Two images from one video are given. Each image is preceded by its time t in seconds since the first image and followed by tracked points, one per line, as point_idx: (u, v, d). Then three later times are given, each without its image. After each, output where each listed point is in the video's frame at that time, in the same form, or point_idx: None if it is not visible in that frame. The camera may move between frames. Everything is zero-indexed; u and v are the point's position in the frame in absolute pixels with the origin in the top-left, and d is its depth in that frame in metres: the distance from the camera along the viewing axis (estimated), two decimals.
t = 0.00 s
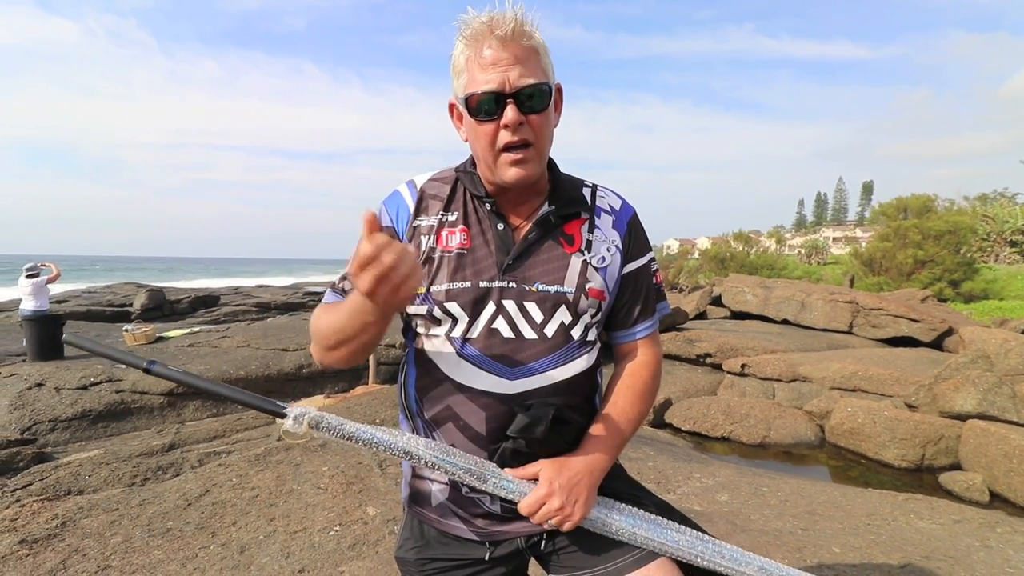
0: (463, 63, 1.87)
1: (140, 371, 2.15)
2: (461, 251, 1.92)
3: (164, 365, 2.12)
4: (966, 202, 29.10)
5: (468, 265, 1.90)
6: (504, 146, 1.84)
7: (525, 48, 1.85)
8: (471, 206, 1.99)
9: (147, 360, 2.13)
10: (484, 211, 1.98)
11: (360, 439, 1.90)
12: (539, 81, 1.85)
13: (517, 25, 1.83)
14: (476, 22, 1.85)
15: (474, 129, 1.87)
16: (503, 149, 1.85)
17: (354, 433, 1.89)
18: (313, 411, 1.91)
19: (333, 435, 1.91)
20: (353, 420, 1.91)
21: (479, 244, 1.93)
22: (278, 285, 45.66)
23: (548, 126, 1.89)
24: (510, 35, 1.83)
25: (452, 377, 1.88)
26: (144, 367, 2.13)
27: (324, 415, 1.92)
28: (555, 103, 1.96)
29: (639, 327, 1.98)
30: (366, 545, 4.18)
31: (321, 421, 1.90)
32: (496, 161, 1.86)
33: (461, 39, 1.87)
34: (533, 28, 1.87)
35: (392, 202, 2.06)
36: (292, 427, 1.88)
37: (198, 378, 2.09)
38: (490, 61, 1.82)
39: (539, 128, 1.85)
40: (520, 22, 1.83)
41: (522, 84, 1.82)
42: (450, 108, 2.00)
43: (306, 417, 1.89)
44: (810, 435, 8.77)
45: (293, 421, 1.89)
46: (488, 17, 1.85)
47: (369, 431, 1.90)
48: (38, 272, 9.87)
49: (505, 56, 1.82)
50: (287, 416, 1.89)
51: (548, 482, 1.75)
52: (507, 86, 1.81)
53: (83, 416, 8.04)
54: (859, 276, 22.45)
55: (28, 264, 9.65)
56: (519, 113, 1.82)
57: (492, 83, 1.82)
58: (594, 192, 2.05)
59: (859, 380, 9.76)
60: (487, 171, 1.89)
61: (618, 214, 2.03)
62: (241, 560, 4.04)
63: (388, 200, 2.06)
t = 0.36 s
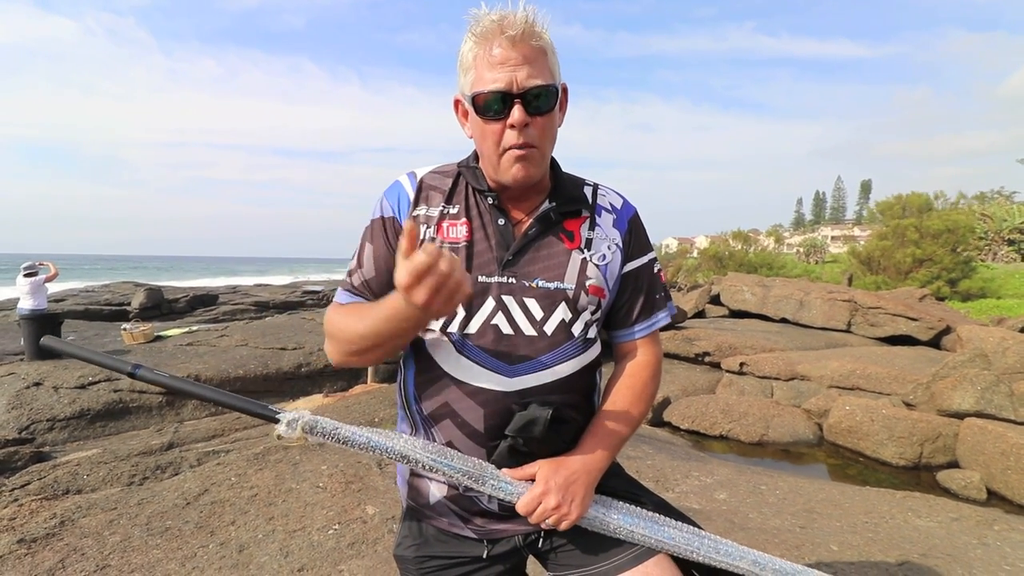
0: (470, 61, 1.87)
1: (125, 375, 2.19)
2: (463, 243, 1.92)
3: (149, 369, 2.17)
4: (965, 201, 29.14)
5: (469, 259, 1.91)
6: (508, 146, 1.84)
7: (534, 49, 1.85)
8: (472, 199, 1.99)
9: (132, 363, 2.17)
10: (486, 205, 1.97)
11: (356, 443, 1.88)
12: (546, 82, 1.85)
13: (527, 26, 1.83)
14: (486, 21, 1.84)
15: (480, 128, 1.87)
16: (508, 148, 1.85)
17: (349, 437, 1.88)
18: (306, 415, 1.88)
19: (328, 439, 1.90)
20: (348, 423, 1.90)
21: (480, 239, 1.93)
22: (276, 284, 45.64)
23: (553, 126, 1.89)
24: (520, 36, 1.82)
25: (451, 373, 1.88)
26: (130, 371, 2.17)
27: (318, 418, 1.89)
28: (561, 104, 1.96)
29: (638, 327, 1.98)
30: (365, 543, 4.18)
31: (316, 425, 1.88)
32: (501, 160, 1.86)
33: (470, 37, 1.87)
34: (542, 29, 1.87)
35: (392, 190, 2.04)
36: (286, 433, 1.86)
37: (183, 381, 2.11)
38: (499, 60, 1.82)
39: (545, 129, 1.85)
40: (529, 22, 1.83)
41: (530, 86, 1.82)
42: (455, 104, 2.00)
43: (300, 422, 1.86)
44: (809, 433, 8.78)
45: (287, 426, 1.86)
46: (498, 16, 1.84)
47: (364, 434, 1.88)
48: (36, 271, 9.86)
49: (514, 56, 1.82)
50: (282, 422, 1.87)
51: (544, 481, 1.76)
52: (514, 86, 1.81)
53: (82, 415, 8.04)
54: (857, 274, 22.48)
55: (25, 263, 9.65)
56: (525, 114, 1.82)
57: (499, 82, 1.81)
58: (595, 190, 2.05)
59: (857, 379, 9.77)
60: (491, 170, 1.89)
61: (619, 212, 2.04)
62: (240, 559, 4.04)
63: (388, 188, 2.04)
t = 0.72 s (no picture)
0: (470, 55, 1.86)
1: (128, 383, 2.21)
2: (472, 250, 1.88)
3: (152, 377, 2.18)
4: (964, 200, 29.14)
5: (478, 266, 1.87)
6: (504, 139, 1.82)
7: (535, 44, 1.83)
8: (476, 204, 1.95)
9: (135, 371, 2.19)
10: (490, 210, 1.94)
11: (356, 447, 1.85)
12: (545, 77, 1.83)
13: (528, 20, 1.82)
14: (487, 15, 1.84)
15: (477, 121, 1.86)
16: (504, 142, 1.83)
17: (350, 440, 1.85)
18: (308, 419, 1.87)
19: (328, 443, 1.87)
20: (349, 428, 1.87)
21: (486, 244, 1.90)
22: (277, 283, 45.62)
23: (552, 123, 1.87)
24: (520, 29, 1.81)
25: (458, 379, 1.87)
26: (133, 380, 2.18)
27: (320, 423, 1.87)
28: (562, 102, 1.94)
29: (640, 327, 1.98)
30: (365, 543, 4.17)
31: (317, 429, 1.85)
32: (498, 155, 1.85)
33: (471, 30, 1.86)
34: (545, 25, 1.85)
35: (395, 194, 1.97)
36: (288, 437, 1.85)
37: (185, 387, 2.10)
38: (497, 53, 1.81)
39: (542, 124, 1.83)
40: (530, 17, 1.82)
41: (528, 79, 1.81)
42: (456, 102, 1.98)
43: (303, 426, 1.85)
44: (809, 432, 8.78)
45: (289, 430, 1.86)
46: (500, 10, 1.84)
47: (365, 439, 1.85)
48: (36, 270, 9.87)
49: (513, 49, 1.81)
50: (283, 427, 1.87)
51: (542, 484, 1.72)
52: (512, 79, 1.80)
53: (81, 414, 8.03)
54: (857, 274, 22.47)
55: (26, 263, 9.66)
56: (522, 107, 1.80)
57: (497, 75, 1.80)
58: (596, 190, 2.04)
59: (857, 378, 9.77)
60: (489, 165, 1.88)
61: (620, 212, 2.03)
62: (239, 558, 4.03)
63: (392, 191, 1.98)
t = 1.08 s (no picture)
0: (476, 56, 1.86)
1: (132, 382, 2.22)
2: (475, 251, 1.87)
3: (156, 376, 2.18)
4: (965, 199, 29.11)
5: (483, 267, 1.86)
6: (509, 141, 1.82)
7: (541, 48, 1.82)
8: (478, 205, 1.94)
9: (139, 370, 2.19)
10: (493, 211, 1.93)
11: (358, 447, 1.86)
12: (551, 80, 1.82)
13: (534, 23, 1.80)
14: (493, 17, 1.82)
15: (481, 123, 1.86)
16: (508, 144, 1.83)
17: (351, 440, 1.85)
18: (309, 420, 1.87)
19: (330, 444, 1.87)
20: (351, 428, 1.88)
21: (488, 245, 1.89)
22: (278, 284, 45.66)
23: (556, 125, 1.87)
24: (526, 32, 1.80)
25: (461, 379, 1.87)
26: (138, 378, 2.19)
27: (322, 423, 1.87)
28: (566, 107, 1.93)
29: (643, 327, 1.97)
30: (365, 544, 4.17)
31: (318, 429, 1.85)
32: (501, 157, 1.84)
33: (476, 32, 1.85)
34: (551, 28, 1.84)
35: (397, 196, 1.97)
36: (289, 437, 1.85)
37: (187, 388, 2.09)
38: (503, 55, 1.80)
39: (547, 127, 1.83)
40: (537, 20, 1.81)
41: (533, 83, 1.80)
42: (459, 102, 1.98)
43: (304, 426, 1.86)
44: (810, 432, 8.76)
45: (290, 430, 1.87)
46: (506, 12, 1.82)
47: (367, 439, 1.86)
48: (37, 271, 9.87)
49: (519, 52, 1.80)
50: (284, 427, 1.87)
51: (543, 484, 1.71)
52: (517, 82, 1.79)
53: (82, 415, 8.03)
54: (858, 273, 22.46)
55: (27, 264, 9.67)
56: (527, 111, 1.80)
57: (503, 77, 1.80)
58: (598, 190, 2.04)
59: (858, 378, 9.76)
60: (493, 167, 1.87)
61: (622, 212, 2.02)
62: (240, 559, 4.03)
63: (393, 194, 1.97)
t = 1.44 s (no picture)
0: (478, 53, 1.86)
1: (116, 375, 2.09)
2: (462, 245, 1.92)
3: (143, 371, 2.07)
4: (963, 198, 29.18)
5: (472, 259, 1.90)
6: (508, 139, 1.83)
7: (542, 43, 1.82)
8: (473, 200, 1.99)
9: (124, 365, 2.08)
10: (489, 206, 1.97)
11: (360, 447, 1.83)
12: (551, 79, 1.82)
13: (535, 20, 1.80)
14: (494, 13, 1.82)
15: (481, 120, 1.87)
16: (507, 142, 1.84)
17: (353, 440, 1.83)
18: (309, 418, 1.82)
19: (329, 443, 1.83)
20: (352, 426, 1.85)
21: (485, 238, 1.92)
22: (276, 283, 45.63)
23: (557, 124, 1.86)
24: (527, 29, 1.80)
25: (455, 371, 1.88)
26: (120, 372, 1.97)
27: (321, 421, 1.83)
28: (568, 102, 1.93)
29: (643, 326, 1.96)
30: (363, 543, 4.17)
31: (319, 427, 1.81)
32: (501, 155, 1.86)
33: (478, 28, 1.86)
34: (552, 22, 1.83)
35: (391, 195, 2.07)
36: (287, 436, 1.78)
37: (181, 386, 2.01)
38: (504, 53, 1.81)
39: (547, 126, 1.83)
40: (538, 17, 1.80)
41: (532, 81, 1.80)
42: (464, 97, 1.99)
43: (304, 424, 1.79)
44: (807, 431, 8.79)
45: (288, 429, 1.79)
46: (507, 9, 1.82)
47: (370, 438, 1.84)
48: (34, 270, 9.84)
49: (520, 50, 1.80)
50: (282, 424, 1.82)
51: (549, 483, 1.72)
52: (516, 80, 1.80)
53: (79, 414, 8.02)
54: (855, 272, 22.51)
55: (23, 262, 9.64)
56: (526, 109, 1.80)
57: (503, 76, 1.80)
58: (601, 189, 2.04)
59: (855, 376, 9.78)
60: (492, 164, 1.89)
61: (624, 212, 2.02)
62: (237, 558, 4.03)
63: (388, 192, 2.07)
